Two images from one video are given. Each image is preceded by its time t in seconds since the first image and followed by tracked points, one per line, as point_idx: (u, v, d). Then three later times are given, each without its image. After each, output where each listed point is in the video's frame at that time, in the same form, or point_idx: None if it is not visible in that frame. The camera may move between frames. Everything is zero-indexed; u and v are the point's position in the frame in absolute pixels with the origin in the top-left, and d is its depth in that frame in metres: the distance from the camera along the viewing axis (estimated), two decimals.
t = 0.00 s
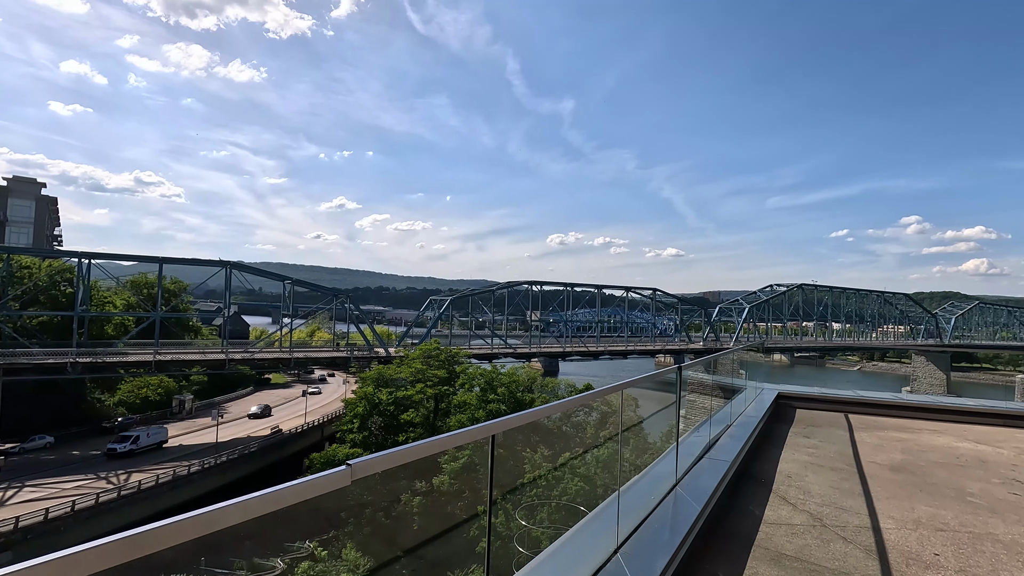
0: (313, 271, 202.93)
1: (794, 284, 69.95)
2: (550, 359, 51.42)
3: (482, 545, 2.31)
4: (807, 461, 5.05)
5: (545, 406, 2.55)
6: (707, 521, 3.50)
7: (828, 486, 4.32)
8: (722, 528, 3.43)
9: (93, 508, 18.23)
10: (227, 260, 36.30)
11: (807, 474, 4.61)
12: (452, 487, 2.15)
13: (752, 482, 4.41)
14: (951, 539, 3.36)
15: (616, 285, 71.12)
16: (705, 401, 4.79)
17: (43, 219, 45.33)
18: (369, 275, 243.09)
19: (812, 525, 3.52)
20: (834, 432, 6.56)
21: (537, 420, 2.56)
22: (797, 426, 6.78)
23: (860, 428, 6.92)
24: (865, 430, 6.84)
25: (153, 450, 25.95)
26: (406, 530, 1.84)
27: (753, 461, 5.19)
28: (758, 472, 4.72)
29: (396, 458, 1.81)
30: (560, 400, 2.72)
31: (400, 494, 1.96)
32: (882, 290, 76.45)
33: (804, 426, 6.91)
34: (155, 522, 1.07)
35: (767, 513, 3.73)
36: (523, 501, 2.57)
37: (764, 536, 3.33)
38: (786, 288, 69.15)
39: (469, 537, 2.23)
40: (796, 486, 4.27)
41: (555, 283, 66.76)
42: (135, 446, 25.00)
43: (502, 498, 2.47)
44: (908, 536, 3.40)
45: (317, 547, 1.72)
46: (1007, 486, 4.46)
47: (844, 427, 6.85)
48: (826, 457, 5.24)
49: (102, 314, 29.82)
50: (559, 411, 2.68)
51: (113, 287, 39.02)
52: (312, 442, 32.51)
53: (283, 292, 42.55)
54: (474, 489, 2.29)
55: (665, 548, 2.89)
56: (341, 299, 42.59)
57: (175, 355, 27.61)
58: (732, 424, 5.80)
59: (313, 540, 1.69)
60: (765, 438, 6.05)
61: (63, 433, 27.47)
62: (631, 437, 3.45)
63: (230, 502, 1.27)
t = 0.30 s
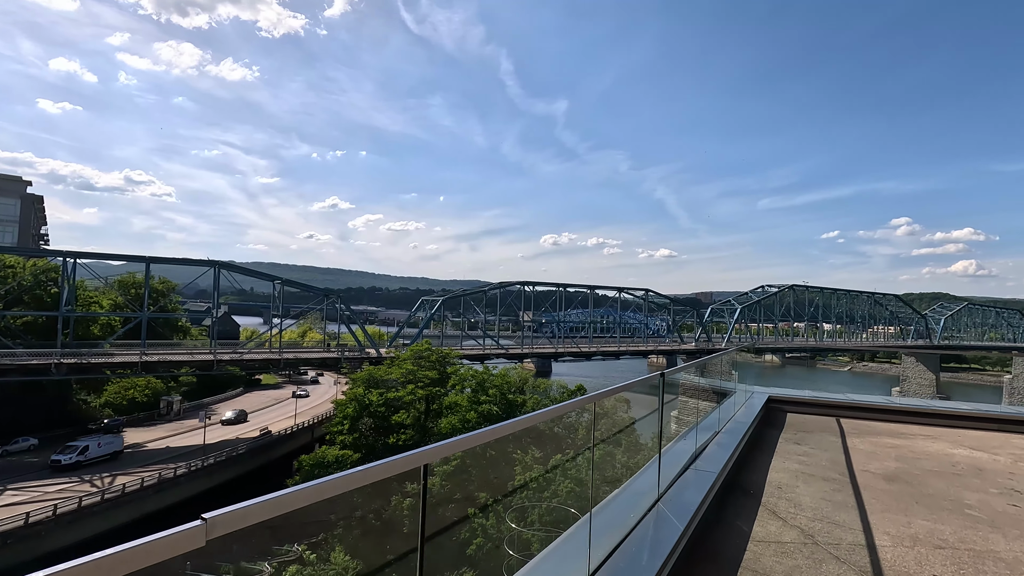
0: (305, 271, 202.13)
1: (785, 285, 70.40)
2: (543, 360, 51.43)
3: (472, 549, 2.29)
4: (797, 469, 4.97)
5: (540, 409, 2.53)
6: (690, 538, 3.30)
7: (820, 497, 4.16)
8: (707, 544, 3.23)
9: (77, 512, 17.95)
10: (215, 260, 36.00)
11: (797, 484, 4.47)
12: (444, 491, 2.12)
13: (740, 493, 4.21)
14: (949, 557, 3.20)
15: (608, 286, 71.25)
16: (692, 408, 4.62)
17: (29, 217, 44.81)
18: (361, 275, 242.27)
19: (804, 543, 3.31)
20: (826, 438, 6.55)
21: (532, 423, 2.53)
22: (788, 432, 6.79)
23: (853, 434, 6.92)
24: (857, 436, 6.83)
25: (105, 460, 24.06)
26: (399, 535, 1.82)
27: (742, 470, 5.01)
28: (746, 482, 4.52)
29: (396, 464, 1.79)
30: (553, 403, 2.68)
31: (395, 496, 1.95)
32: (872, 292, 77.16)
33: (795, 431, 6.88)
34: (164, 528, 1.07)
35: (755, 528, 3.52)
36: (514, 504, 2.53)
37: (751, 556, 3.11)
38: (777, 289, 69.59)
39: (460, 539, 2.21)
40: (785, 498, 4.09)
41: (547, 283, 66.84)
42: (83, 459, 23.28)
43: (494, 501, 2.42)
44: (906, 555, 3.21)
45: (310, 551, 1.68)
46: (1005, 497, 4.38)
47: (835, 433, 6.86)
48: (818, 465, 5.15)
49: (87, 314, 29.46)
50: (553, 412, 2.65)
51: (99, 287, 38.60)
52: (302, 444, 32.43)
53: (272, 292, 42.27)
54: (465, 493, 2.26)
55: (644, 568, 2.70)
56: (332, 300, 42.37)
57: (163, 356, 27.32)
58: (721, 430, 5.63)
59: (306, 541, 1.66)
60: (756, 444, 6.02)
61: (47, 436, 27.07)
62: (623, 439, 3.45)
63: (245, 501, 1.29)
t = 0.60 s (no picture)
0: (291, 270, 200.37)
1: (770, 284, 71.19)
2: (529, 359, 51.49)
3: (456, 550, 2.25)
4: (778, 474, 4.95)
5: (525, 406, 2.49)
6: (663, 552, 3.11)
7: (801, 504, 4.07)
8: (684, 554, 3.11)
9: (50, 516, 17.56)
10: (196, 258, 35.47)
11: (778, 490, 4.39)
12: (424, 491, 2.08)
13: (718, 501, 4.06)
14: (936, 568, 3.08)
15: (595, 285, 71.50)
16: (671, 411, 4.46)
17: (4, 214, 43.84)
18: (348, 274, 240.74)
19: (784, 556, 3.14)
20: (809, 440, 6.59)
21: (516, 421, 2.50)
22: (770, 433, 6.84)
23: (836, 436, 6.98)
24: (840, 437, 6.88)
25: (40, 474, 21.95)
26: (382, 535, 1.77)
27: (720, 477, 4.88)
28: (725, 490, 4.36)
29: (372, 462, 1.73)
30: (538, 401, 2.63)
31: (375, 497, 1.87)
32: (854, 292, 78.29)
33: (777, 433, 6.91)
34: (125, 522, 1.02)
35: (733, 540, 3.36)
36: (499, 503, 2.48)
37: (727, 568, 2.96)
38: (762, 289, 70.29)
39: (443, 542, 2.16)
40: (766, 506, 3.97)
41: (534, 283, 66.93)
42: (14, 471, 20.99)
43: (477, 501, 2.37)
44: (890, 566, 3.08)
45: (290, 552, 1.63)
46: (992, 503, 4.35)
47: (818, 435, 6.94)
48: (800, 470, 5.13)
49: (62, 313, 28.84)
50: (538, 412, 2.60)
51: (76, 286, 37.85)
52: (284, 445, 32.22)
53: (255, 291, 41.74)
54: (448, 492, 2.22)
55: None
56: (316, 299, 41.95)
57: (142, 356, 26.83)
58: (702, 433, 5.57)
59: (286, 545, 1.60)
60: (738, 448, 6.02)
61: (20, 438, 26.42)
62: (610, 439, 3.41)
63: (217, 497, 1.25)
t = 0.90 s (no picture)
0: (262, 267, 196.45)
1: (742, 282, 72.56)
2: (506, 357, 51.48)
3: (429, 551, 2.22)
4: (747, 478, 5.01)
5: (501, 405, 2.47)
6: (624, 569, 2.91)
7: (770, 511, 4.08)
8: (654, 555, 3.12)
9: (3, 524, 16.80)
10: (161, 255, 34.39)
11: (748, 496, 4.42)
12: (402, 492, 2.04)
13: (685, 509, 4.01)
14: None
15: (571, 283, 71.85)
16: (642, 412, 4.42)
17: None
18: (322, 272, 237.17)
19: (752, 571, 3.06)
20: (778, 440, 6.72)
21: (490, 420, 2.47)
22: (740, 433, 6.96)
23: (806, 435, 7.13)
24: (809, 437, 7.03)
25: None
26: (355, 538, 1.73)
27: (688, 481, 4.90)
28: (690, 497, 4.35)
29: (347, 468, 1.65)
30: (516, 399, 2.60)
31: (348, 502, 1.78)
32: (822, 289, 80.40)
33: (747, 434, 7.04)
34: (84, 537, 0.93)
35: (699, 553, 3.23)
36: (474, 503, 2.45)
37: None
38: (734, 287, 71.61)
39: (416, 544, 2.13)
40: (734, 514, 3.96)
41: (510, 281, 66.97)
42: None
43: (453, 502, 2.33)
44: None
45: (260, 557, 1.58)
46: (961, 506, 4.45)
47: (788, 435, 7.08)
48: (769, 473, 5.21)
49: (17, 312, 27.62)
50: (513, 411, 2.57)
51: (32, 283, 36.34)
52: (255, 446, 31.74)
53: (223, 288, 40.71)
54: (426, 492, 2.19)
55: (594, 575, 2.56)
56: (286, 297, 41.14)
57: (103, 356, 25.89)
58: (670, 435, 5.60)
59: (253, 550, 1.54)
60: (706, 449, 6.09)
61: None
62: (586, 436, 3.41)
63: (198, 504, 1.19)
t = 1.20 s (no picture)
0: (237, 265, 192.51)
1: (719, 282, 73.68)
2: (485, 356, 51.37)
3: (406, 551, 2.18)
4: (722, 482, 5.07)
5: (480, 403, 2.43)
6: None
7: (746, 519, 4.12)
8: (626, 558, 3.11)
9: None
10: (129, 252, 33.35)
11: (722, 503, 4.46)
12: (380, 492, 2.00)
13: (658, 519, 4.00)
14: None
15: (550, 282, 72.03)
16: (618, 410, 4.43)
17: None
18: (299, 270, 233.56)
19: None
20: (753, 441, 6.82)
21: (468, 417, 2.44)
22: (716, 434, 7.04)
23: (781, 436, 7.24)
24: (785, 438, 7.15)
25: None
26: (328, 539, 1.69)
27: (661, 487, 4.93)
28: (660, 505, 4.37)
29: (328, 464, 1.61)
30: (493, 397, 2.56)
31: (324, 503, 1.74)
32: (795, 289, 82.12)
33: (722, 435, 7.13)
34: (59, 533, 0.89)
35: (669, 568, 3.19)
36: (450, 503, 2.40)
37: None
38: (711, 286, 72.72)
39: (393, 545, 2.08)
40: (707, 523, 3.98)
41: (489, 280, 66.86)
42: None
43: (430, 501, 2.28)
44: None
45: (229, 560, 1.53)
46: (940, 509, 4.56)
47: (763, 435, 7.18)
48: (745, 477, 5.27)
49: None
50: (492, 408, 2.54)
51: None
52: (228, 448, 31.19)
53: (194, 287, 39.69)
54: (405, 491, 2.14)
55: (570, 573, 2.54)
56: (260, 296, 40.31)
57: (66, 357, 25.00)
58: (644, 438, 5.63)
59: (225, 552, 1.49)
60: (681, 452, 6.13)
61: None
62: (564, 433, 3.39)
63: (175, 500, 1.15)
